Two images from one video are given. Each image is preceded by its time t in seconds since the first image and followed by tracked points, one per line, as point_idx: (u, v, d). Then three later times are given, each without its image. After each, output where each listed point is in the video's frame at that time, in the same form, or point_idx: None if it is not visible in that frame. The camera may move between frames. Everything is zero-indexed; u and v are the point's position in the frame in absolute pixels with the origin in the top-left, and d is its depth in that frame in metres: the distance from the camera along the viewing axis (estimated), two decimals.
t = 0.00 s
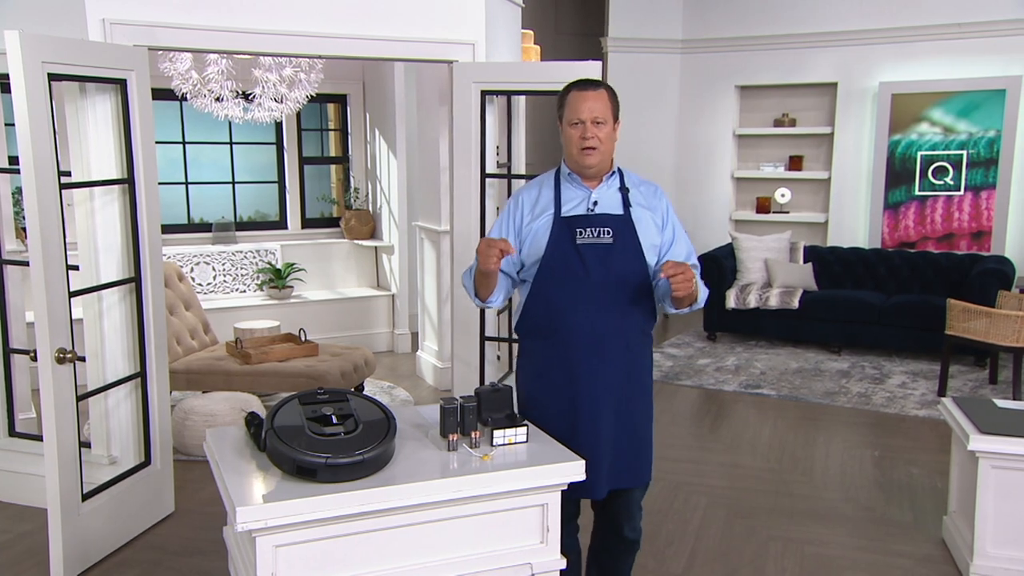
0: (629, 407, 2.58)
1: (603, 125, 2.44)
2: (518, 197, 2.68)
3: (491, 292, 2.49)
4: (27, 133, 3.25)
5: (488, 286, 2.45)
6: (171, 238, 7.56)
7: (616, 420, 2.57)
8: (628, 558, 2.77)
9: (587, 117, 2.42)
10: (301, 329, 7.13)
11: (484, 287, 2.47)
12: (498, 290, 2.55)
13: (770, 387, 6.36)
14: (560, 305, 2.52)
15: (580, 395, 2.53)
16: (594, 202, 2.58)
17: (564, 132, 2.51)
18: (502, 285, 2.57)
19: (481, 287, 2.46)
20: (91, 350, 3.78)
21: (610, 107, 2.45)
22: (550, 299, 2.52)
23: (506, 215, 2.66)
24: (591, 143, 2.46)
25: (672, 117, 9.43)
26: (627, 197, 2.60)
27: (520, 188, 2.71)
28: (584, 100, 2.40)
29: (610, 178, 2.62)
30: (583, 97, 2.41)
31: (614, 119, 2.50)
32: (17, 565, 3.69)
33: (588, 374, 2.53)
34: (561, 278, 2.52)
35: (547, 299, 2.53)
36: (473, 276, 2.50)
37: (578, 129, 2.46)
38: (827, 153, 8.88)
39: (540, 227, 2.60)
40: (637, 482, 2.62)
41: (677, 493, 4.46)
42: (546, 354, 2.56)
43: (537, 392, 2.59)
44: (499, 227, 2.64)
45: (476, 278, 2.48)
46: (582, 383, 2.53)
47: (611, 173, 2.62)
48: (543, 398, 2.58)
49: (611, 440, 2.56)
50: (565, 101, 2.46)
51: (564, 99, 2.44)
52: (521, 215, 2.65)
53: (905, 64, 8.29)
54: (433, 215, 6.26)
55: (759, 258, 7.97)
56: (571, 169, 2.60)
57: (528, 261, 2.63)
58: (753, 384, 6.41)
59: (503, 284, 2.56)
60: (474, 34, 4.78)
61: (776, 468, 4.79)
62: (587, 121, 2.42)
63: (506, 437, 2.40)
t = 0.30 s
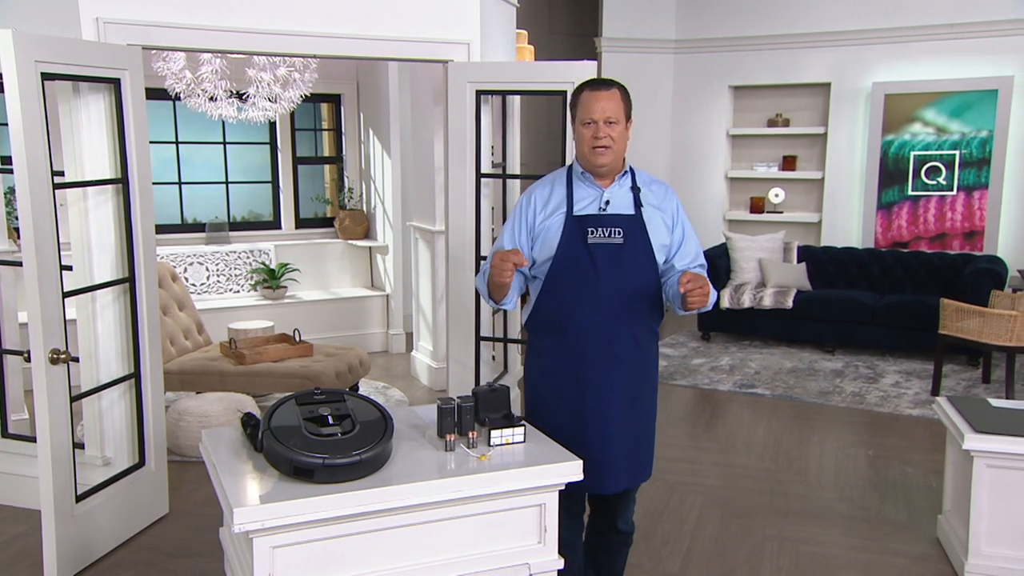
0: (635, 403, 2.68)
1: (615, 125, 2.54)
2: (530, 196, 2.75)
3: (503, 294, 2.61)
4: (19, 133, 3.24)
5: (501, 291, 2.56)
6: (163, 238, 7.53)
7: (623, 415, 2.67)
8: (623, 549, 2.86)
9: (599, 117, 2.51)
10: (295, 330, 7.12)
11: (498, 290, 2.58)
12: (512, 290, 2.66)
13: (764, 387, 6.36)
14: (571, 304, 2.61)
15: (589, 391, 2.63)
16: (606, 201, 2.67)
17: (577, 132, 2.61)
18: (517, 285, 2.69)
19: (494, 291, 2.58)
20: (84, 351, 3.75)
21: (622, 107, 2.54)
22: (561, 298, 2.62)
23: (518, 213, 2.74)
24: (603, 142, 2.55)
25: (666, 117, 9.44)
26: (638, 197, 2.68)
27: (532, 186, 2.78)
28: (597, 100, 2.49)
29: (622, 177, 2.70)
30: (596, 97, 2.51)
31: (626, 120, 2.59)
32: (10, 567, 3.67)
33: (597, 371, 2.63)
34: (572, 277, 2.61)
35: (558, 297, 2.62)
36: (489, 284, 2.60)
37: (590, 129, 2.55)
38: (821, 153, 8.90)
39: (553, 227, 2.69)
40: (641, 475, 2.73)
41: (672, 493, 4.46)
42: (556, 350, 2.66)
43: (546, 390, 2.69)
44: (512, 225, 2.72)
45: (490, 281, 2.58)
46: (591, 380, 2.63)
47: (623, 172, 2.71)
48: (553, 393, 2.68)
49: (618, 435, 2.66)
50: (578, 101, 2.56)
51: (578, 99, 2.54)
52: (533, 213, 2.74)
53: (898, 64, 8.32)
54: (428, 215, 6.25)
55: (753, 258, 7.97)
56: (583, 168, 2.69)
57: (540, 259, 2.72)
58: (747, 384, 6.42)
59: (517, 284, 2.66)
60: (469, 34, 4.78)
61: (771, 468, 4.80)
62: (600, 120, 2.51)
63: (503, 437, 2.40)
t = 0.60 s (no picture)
0: (628, 401, 2.67)
1: (618, 128, 2.55)
2: (533, 194, 2.79)
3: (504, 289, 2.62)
4: (10, 131, 3.22)
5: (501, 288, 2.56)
6: (155, 238, 7.50)
7: (615, 413, 2.66)
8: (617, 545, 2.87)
9: (602, 120, 2.53)
10: (287, 330, 7.09)
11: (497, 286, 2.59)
12: (512, 286, 2.68)
13: (757, 387, 6.37)
14: (564, 301, 2.62)
15: (580, 388, 2.63)
16: (604, 202, 2.68)
17: (580, 134, 2.63)
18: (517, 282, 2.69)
19: (493, 287, 2.58)
20: (75, 352, 3.75)
21: (625, 111, 2.56)
22: (555, 295, 2.64)
23: (521, 210, 2.78)
24: (606, 145, 2.56)
25: (658, 117, 9.45)
26: (637, 198, 2.68)
27: (536, 185, 2.82)
28: (601, 103, 2.51)
29: (622, 180, 2.71)
30: (600, 100, 2.52)
31: (629, 123, 2.61)
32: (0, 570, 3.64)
33: (588, 368, 2.63)
34: (567, 275, 2.63)
35: (552, 295, 2.64)
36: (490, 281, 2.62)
37: (593, 131, 2.57)
38: (812, 153, 8.93)
39: (552, 224, 2.72)
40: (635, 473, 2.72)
41: (665, 492, 4.47)
42: (550, 347, 2.67)
43: (540, 385, 2.70)
44: (513, 223, 2.76)
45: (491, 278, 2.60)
46: (583, 377, 2.63)
47: (624, 174, 2.71)
48: (548, 390, 2.69)
49: (610, 432, 2.66)
50: (581, 103, 2.57)
51: (580, 102, 2.55)
52: (535, 211, 2.77)
53: (889, 65, 8.35)
54: (420, 215, 6.24)
55: (745, 258, 7.98)
56: (584, 169, 2.71)
57: (539, 257, 2.75)
58: (740, 384, 6.43)
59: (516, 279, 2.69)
60: (462, 34, 4.77)
61: (764, 468, 4.81)
62: (603, 124, 2.53)
63: (499, 437, 2.39)
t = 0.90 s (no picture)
0: (610, 397, 2.69)
1: (614, 126, 2.58)
2: (531, 191, 2.84)
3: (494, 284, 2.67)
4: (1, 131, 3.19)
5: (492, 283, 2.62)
6: (146, 239, 7.46)
7: (597, 410, 2.69)
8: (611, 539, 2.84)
9: (598, 118, 2.56)
10: (279, 331, 7.07)
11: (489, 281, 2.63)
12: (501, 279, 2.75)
13: (748, 386, 6.38)
14: (549, 296, 2.66)
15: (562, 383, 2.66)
16: (596, 200, 2.70)
17: (576, 133, 2.65)
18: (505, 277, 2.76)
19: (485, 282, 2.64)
20: (65, 353, 3.71)
21: (621, 109, 2.59)
22: (541, 290, 2.68)
23: (517, 206, 2.83)
24: (602, 142, 2.59)
25: (649, 117, 9.47)
26: (630, 198, 2.69)
27: (534, 183, 2.88)
28: (597, 102, 2.54)
29: (615, 179, 2.73)
30: (596, 98, 2.55)
31: (625, 122, 2.64)
32: None
33: (570, 363, 2.66)
34: (553, 270, 2.66)
35: (538, 289, 2.69)
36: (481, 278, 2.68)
37: (589, 129, 2.59)
38: (803, 153, 8.96)
39: (544, 220, 2.76)
40: (617, 468, 2.74)
41: (658, 493, 4.47)
42: (536, 339, 2.72)
43: (529, 379, 2.74)
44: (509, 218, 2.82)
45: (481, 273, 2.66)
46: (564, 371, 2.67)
47: (618, 173, 2.73)
48: (534, 383, 2.73)
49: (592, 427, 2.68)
50: (578, 103, 2.60)
51: (577, 101, 2.59)
52: (530, 208, 2.82)
53: (879, 65, 8.39)
54: (412, 215, 6.23)
55: (737, 258, 7.99)
56: (579, 167, 2.75)
57: (531, 252, 2.80)
58: (731, 384, 6.44)
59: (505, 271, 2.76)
60: (455, 34, 4.76)
61: (756, 467, 4.82)
62: (599, 121, 2.55)
63: (493, 438, 2.39)
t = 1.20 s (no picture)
0: (593, 394, 2.69)
1: (599, 126, 2.56)
2: (518, 189, 2.87)
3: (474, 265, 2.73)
4: None
5: (470, 260, 2.70)
6: (137, 239, 7.43)
7: (580, 406, 2.70)
8: (603, 538, 2.83)
9: (584, 118, 2.53)
10: (271, 331, 7.05)
11: (467, 258, 2.70)
12: (484, 267, 2.79)
13: (741, 386, 6.39)
14: (532, 292, 2.68)
15: (546, 377, 2.68)
16: (580, 198, 2.69)
17: (559, 131, 2.63)
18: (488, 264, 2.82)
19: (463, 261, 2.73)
20: (56, 354, 3.65)
21: (606, 109, 2.57)
22: (525, 285, 2.71)
23: (504, 203, 2.86)
24: (587, 142, 2.57)
25: (641, 117, 9.48)
26: (613, 197, 2.68)
27: (522, 181, 2.89)
28: (582, 102, 2.51)
29: (600, 176, 2.71)
30: (581, 99, 2.52)
31: (608, 120, 2.62)
32: None
33: (553, 358, 2.67)
34: (534, 265, 2.69)
35: (523, 285, 2.71)
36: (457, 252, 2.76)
37: (575, 129, 2.57)
38: (794, 153, 8.99)
39: (530, 218, 2.78)
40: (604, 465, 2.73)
41: (651, 493, 4.47)
42: (523, 334, 2.74)
43: (517, 374, 2.77)
44: (496, 213, 2.83)
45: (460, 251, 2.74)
46: (547, 366, 2.69)
47: (602, 172, 2.72)
48: (521, 378, 2.75)
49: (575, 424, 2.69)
50: (562, 102, 2.57)
51: (562, 100, 2.55)
52: (516, 205, 2.84)
53: (870, 66, 8.42)
54: (405, 216, 6.22)
55: (729, 258, 8.01)
56: (564, 166, 2.76)
57: (517, 248, 2.83)
58: (724, 384, 6.45)
59: (489, 262, 2.80)
60: (447, 34, 4.76)
61: (748, 467, 4.83)
62: (585, 121, 2.53)
63: (488, 438, 2.39)
